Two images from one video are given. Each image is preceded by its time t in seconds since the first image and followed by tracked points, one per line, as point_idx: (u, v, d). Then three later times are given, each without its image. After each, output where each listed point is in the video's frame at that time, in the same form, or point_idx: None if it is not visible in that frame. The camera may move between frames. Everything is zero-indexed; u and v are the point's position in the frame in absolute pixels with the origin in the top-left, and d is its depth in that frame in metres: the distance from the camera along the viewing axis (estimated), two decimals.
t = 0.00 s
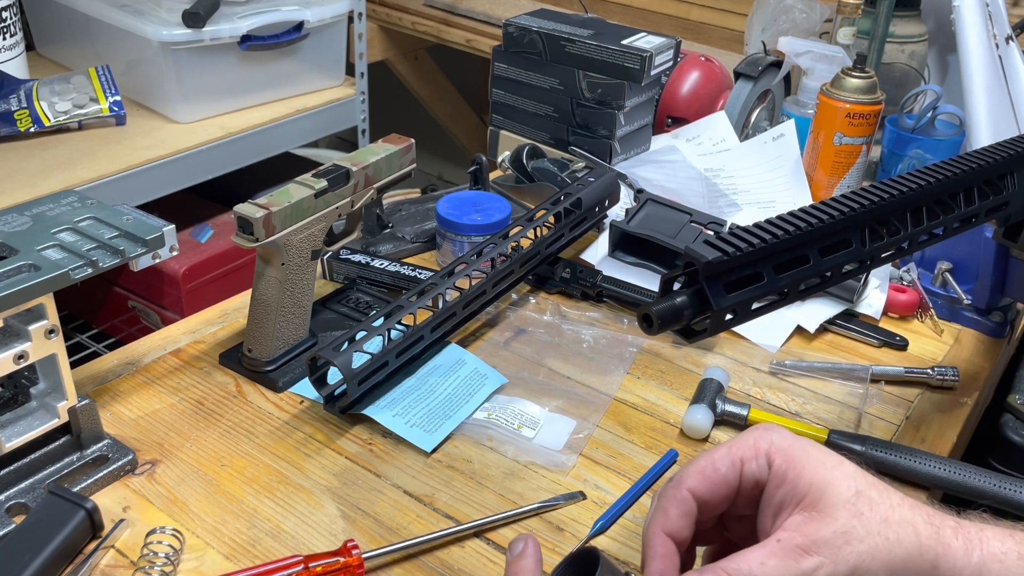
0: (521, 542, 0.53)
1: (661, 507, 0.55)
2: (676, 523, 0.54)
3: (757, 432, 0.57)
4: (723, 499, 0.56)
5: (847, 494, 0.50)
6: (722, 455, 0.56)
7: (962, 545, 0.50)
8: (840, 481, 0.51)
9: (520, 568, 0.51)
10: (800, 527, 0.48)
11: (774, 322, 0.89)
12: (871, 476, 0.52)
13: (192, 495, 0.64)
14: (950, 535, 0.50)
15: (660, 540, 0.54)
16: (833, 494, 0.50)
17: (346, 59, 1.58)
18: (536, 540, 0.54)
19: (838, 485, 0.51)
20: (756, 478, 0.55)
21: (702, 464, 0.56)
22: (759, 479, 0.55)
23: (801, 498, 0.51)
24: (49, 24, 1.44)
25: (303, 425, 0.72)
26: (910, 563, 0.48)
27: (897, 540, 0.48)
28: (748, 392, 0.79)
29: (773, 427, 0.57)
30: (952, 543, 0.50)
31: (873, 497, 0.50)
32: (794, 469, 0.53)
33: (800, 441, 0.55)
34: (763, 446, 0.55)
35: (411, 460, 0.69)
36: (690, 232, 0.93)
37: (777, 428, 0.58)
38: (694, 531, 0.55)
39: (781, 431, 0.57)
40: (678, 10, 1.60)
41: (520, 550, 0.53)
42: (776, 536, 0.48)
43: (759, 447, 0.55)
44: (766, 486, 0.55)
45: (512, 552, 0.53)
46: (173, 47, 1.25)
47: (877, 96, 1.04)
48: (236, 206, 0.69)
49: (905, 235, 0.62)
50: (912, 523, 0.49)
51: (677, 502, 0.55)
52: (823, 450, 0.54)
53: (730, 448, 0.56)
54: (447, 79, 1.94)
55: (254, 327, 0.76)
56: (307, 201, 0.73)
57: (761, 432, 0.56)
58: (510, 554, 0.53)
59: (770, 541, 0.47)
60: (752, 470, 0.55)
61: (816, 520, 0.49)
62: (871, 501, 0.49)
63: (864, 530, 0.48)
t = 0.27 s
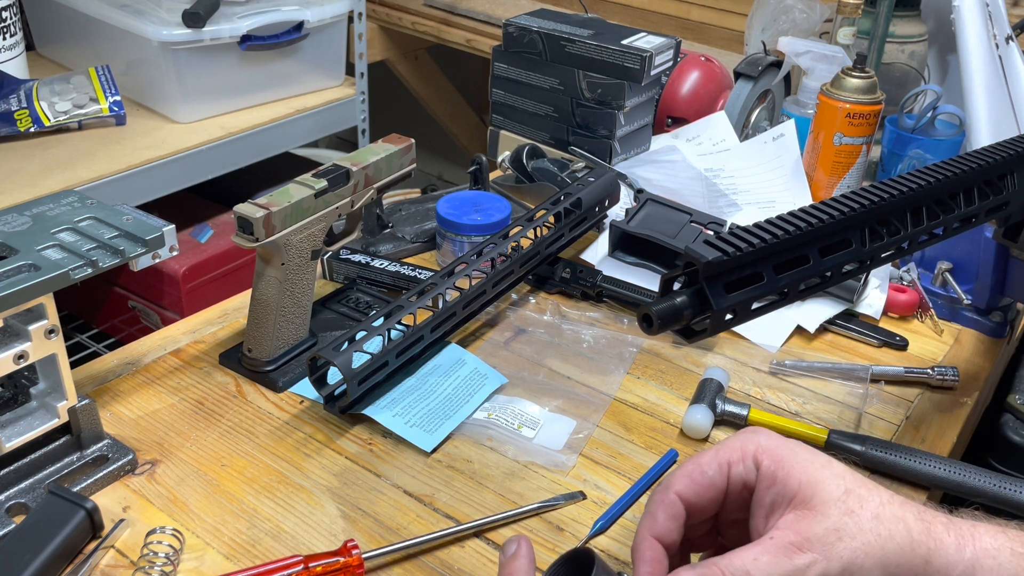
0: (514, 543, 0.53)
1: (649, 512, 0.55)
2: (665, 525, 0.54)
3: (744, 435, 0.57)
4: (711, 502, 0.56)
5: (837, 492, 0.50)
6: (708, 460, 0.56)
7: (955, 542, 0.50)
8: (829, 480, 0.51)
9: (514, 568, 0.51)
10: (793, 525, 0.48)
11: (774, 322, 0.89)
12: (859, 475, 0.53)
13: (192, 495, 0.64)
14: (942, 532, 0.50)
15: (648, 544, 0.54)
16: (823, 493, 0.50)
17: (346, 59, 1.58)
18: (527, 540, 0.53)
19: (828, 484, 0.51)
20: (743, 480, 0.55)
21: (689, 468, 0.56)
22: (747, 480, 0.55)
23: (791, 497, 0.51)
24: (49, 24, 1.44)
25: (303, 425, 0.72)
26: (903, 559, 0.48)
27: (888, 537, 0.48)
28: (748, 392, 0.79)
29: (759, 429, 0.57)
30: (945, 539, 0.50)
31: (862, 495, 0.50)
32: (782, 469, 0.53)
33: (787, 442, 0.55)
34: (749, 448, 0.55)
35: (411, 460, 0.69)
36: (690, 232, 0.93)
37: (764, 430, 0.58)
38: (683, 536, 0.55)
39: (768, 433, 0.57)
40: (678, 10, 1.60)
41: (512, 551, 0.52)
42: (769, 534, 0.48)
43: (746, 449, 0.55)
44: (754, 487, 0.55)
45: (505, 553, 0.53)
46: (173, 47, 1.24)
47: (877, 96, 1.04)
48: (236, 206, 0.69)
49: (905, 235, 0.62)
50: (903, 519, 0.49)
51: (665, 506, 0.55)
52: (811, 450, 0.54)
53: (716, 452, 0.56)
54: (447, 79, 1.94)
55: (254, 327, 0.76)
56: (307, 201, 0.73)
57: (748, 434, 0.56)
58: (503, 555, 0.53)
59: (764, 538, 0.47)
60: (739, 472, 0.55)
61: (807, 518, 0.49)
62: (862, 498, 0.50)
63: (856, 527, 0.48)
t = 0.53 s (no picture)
0: (518, 542, 0.53)
1: (647, 513, 0.55)
2: (663, 527, 0.54)
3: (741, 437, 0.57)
4: (709, 504, 0.56)
5: (834, 492, 0.50)
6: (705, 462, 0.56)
7: (951, 539, 0.50)
8: (826, 480, 0.51)
9: (515, 569, 0.51)
10: (792, 527, 0.48)
11: (774, 323, 0.89)
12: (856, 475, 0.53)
13: (192, 495, 0.64)
14: (939, 529, 0.51)
15: (647, 543, 0.53)
16: (819, 494, 0.50)
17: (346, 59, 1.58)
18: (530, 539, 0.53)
19: (824, 484, 0.51)
20: (740, 481, 0.55)
21: (686, 470, 0.56)
22: (745, 481, 0.55)
23: (789, 498, 0.51)
24: (49, 24, 1.44)
25: (303, 425, 0.72)
26: (901, 558, 0.48)
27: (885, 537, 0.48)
28: (748, 392, 0.79)
29: (757, 431, 0.57)
30: (942, 537, 0.50)
31: (859, 495, 0.50)
32: (779, 470, 0.53)
33: (784, 443, 0.55)
34: (746, 449, 0.55)
35: (411, 460, 0.69)
36: (690, 232, 0.93)
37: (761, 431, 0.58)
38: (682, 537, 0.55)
39: (765, 433, 0.57)
40: (678, 10, 1.60)
41: (515, 550, 0.52)
42: (770, 537, 0.48)
43: (743, 450, 0.55)
44: (751, 488, 0.55)
45: (508, 553, 0.53)
46: (173, 47, 1.24)
47: (877, 96, 1.04)
48: (236, 206, 0.69)
49: (905, 235, 0.62)
50: (900, 519, 0.49)
51: (663, 508, 0.55)
52: (808, 451, 0.54)
53: (714, 454, 0.56)
54: (447, 79, 1.94)
55: (254, 327, 0.76)
56: (308, 201, 0.73)
57: (744, 436, 0.56)
58: (506, 555, 0.53)
59: (765, 543, 0.47)
60: (736, 472, 0.55)
61: (805, 519, 0.49)
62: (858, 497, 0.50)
63: (854, 527, 0.48)
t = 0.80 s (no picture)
0: (510, 544, 0.53)
1: (650, 513, 0.55)
2: (665, 528, 0.54)
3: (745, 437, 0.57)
4: (713, 504, 0.56)
5: (834, 497, 0.50)
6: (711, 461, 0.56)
7: (949, 550, 0.50)
8: (827, 483, 0.51)
9: (511, 569, 0.51)
10: (789, 530, 0.48)
11: (774, 322, 0.89)
12: (860, 480, 0.52)
13: (192, 495, 0.64)
14: (937, 539, 0.50)
15: (646, 544, 0.54)
16: (821, 497, 0.50)
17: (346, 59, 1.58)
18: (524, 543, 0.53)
19: (826, 487, 0.51)
20: (744, 480, 0.55)
21: (691, 470, 0.56)
22: (748, 480, 0.55)
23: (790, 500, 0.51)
24: (49, 24, 1.44)
25: (303, 425, 0.72)
26: (897, 567, 0.48)
27: (884, 545, 0.48)
28: (748, 392, 0.79)
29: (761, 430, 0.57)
30: (939, 547, 0.50)
31: (860, 501, 0.50)
32: (782, 472, 0.53)
33: (788, 444, 0.55)
34: (750, 449, 0.55)
35: (411, 460, 0.69)
36: (689, 232, 0.93)
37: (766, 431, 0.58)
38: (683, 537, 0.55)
39: (769, 433, 0.57)
40: (678, 10, 1.60)
41: (510, 552, 0.52)
42: (767, 539, 0.48)
43: (747, 451, 0.55)
44: (754, 488, 0.55)
45: (501, 554, 0.53)
46: (173, 47, 1.24)
47: (877, 96, 1.04)
48: (235, 206, 0.69)
49: (905, 235, 0.62)
50: (899, 527, 0.49)
51: (666, 508, 0.55)
52: (811, 453, 0.54)
53: (719, 453, 0.56)
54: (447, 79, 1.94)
55: (254, 327, 0.76)
56: (307, 201, 0.73)
57: (749, 436, 0.56)
58: (501, 556, 0.53)
59: (762, 544, 0.47)
60: (740, 473, 0.55)
61: (805, 523, 0.49)
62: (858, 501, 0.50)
63: (852, 533, 0.48)
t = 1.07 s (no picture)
0: (509, 543, 0.53)
1: (649, 512, 0.55)
2: (663, 528, 0.54)
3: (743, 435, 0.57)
4: (711, 503, 0.56)
5: (832, 497, 0.50)
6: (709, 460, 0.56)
7: (945, 551, 0.50)
8: (825, 483, 0.51)
9: (509, 568, 0.51)
10: (786, 529, 0.48)
11: (774, 323, 0.89)
12: (857, 480, 0.52)
13: (192, 495, 0.64)
14: (933, 541, 0.50)
15: (645, 544, 0.54)
16: (817, 497, 0.50)
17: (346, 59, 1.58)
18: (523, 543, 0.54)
19: (823, 487, 0.51)
20: (742, 480, 0.55)
21: (689, 468, 0.56)
22: (746, 480, 0.55)
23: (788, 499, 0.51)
24: (49, 24, 1.44)
25: (303, 425, 0.72)
26: (893, 568, 0.48)
27: (879, 545, 0.48)
28: (748, 392, 0.79)
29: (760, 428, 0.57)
30: (935, 548, 0.50)
31: (857, 500, 0.50)
32: (779, 471, 0.53)
33: (786, 442, 0.55)
34: (748, 448, 0.55)
35: (411, 460, 0.69)
36: (689, 232, 0.93)
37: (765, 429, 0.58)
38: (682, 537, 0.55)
39: (768, 432, 0.56)
40: (679, 10, 1.60)
41: (508, 551, 0.52)
42: (763, 537, 0.48)
43: (745, 449, 0.55)
44: (752, 487, 0.55)
45: (500, 554, 0.53)
46: (173, 47, 1.24)
47: (877, 96, 1.04)
48: (236, 206, 0.69)
49: (905, 235, 0.62)
50: (896, 528, 0.49)
51: (665, 508, 0.55)
52: (809, 452, 0.54)
53: (718, 452, 0.56)
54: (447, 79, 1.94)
55: (254, 327, 0.76)
56: (308, 201, 0.73)
57: (747, 434, 0.56)
58: (499, 556, 0.53)
59: (758, 542, 0.47)
60: (738, 472, 0.55)
61: (801, 522, 0.49)
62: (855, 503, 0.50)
63: (849, 534, 0.48)
